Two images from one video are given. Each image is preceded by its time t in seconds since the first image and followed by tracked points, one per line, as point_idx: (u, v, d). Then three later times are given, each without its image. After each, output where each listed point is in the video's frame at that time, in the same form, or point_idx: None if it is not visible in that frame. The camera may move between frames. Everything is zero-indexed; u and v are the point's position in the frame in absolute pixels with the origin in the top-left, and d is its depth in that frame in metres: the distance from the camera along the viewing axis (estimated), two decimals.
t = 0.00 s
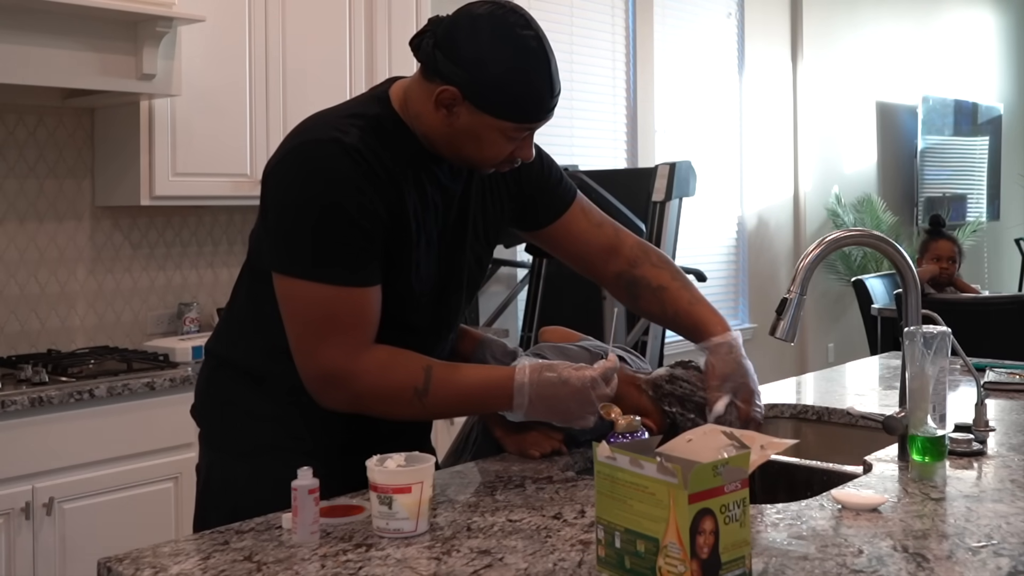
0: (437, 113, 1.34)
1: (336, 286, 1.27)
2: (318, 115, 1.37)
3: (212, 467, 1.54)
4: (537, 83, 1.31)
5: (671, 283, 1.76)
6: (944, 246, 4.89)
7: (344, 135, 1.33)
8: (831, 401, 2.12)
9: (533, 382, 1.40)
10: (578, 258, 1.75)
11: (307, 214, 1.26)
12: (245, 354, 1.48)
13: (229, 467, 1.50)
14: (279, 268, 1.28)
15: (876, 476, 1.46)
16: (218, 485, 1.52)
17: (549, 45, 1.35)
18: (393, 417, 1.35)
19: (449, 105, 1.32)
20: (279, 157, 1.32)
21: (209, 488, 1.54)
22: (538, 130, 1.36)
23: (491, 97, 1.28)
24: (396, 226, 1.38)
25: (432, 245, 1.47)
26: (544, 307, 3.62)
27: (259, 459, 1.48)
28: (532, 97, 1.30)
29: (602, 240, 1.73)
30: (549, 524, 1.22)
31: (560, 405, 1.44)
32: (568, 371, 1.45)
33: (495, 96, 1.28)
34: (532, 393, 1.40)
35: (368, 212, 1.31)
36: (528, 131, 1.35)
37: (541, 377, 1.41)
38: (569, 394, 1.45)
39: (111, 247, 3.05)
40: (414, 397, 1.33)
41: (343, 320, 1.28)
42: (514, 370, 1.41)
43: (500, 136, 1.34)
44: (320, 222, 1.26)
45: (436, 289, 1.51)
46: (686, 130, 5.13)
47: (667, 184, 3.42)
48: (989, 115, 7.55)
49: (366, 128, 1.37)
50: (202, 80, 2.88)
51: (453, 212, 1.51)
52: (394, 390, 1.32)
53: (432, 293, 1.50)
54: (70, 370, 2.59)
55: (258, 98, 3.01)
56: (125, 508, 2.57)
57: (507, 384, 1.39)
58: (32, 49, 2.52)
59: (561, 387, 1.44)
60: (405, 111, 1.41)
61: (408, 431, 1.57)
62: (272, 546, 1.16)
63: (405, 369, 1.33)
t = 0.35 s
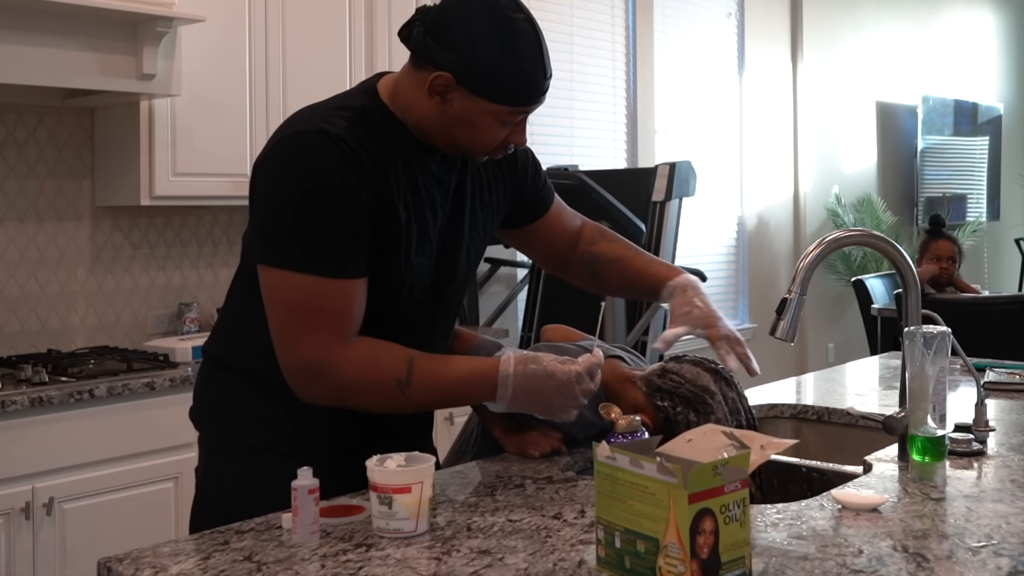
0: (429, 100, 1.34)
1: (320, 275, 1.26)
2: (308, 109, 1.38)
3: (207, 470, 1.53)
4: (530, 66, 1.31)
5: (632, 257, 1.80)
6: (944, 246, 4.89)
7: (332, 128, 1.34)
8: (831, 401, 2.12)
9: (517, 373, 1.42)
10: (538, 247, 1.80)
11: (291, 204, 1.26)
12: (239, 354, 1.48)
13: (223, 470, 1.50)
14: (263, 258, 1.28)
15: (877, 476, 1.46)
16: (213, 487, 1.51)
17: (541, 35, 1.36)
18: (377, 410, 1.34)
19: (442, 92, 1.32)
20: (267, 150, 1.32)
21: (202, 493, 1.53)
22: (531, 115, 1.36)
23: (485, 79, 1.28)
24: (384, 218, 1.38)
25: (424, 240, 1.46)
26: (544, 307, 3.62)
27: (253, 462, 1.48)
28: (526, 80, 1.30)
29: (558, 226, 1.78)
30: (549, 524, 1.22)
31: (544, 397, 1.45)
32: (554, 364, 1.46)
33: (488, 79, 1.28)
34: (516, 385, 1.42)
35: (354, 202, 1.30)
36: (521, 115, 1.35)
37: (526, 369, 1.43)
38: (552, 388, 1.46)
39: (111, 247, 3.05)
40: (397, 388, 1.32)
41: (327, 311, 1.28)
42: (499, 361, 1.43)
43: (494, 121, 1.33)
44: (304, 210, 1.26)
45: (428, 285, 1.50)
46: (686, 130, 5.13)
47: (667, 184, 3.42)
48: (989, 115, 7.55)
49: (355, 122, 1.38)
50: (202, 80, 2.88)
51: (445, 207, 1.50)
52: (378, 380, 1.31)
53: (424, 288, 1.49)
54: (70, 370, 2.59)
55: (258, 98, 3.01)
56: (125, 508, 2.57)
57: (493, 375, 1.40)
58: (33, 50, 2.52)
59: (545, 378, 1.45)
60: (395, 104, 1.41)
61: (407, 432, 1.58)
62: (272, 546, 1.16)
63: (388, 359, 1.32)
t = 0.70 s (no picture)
0: (434, 98, 1.34)
1: (308, 268, 1.26)
2: (308, 104, 1.39)
3: (200, 472, 1.52)
4: (535, 67, 1.32)
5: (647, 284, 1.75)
6: (945, 246, 4.89)
7: (330, 124, 1.34)
8: (831, 401, 2.12)
9: (495, 370, 1.40)
10: (551, 261, 1.74)
11: (283, 195, 1.26)
12: (233, 352, 1.48)
13: (216, 468, 1.50)
14: (252, 248, 1.28)
15: (876, 476, 1.46)
16: (208, 489, 1.50)
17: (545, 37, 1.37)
18: (358, 405, 1.34)
19: (448, 91, 1.32)
20: (266, 141, 1.32)
21: (196, 494, 1.52)
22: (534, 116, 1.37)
23: (491, 78, 1.29)
24: (376, 216, 1.37)
25: (417, 239, 1.46)
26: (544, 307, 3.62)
27: (247, 460, 1.48)
28: (531, 79, 1.31)
29: (575, 242, 1.73)
30: (549, 524, 1.22)
31: (521, 394, 1.44)
32: (531, 361, 1.45)
33: (495, 77, 1.29)
34: (494, 382, 1.40)
35: (348, 198, 1.30)
36: (525, 115, 1.35)
37: (505, 366, 1.41)
38: (529, 385, 1.44)
39: (111, 247, 3.05)
40: (375, 383, 1.32)
41: (314, 306, 1.27)
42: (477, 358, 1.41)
43: (497, 120, 1.33)
44: (296, 202, 1.26)
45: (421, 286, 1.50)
46: (686, 130, 5.13)
47: (667, 184, 3.42)
48: (989, 116, 7.55)
49: (354, 119, 1.38)
50: (202, 80, 2.88)
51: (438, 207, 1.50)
52: (357, 376, 1.31)
53: (416, 288, 1.49)
54: (70, 370, 2.59)
55: (258, 98, 3.01)
56: (125, 508, 2.57)
57: (470, 371, 1.38)
58: (33, 49, 2.52)
59: (522, 375, 1.43)
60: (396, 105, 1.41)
61: (405, 432, 1.58)
62: (272, 546, 1.16)
63: (368, 355, 1.31)
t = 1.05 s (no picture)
0: (409, 90, 1.34)
1: (266, 261, 1.27)
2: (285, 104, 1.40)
3: (204, 472, 1.52)
4: (509, 55, 1.32)
5: (644, 277, 1.76)
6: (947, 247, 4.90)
7: (297, 120, 1.35)
8: (831, 402, 2.12)
9: (461, 358, 1.38)
10: (539, 253, 1.76)
11: (245, 190, 1.28)
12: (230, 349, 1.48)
13: (214, 466, 1.51)
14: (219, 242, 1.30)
15: (876, 476, 1.46)
16: (210, 488, 1.51)
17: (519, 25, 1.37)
18: (319, 396, 1.33)
19: (421, 82, 1.33)
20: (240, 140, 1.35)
21: (200, 494, 1.53)
22: (511, 103, 1.36)
23: (460, 66, 1.29)
24: (345, 210, 1.38)
25: (399, 232, 1.45)
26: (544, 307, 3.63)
27: (241, 459, 1.48)
28: (503, 66, 1.31)
29: (562, 235, 1.74)
30: (549, 524, 1.22)
31: (488, 383, 1.42)
32: (498, 349, 1.43)
33: (466, 66, 1.29)
34: (458, 369, 1.38)
35: (309, 192, 1.31)
36: (501, 103, 1.35)
37: (470, 354, 1.39)
38: (495, 373, 1.42)
39: (111, 247, 3.05)
40: (334, 374, 1.31)
41: (271, 298, 1.28)
42: (443, 346, 1.39)
43: (472, 109, 1.33)
44: (254, 197, 1.28)
45: (409, 279, 1.49)
46: (686, 130, 5.13)
47: (667, 184, 3.42)
48: (989, 116, 7.56)
49: (325, 116, 1.39)
50: (202, 80, 2.88)
51: (423, 201, 1.49)
52: (315, 366, 1.30)
53: (402, 282, 1.48)
54: (70, 370, 2.59)
55: (258, 98, 3.01)
56: (124, 508, 2.57)
57: (434, 359, 1.36)
58: (33, 49, 2.52)
59: (488, 363, 1.41)
60: (376, 101, 1.42)
61: (406, 432, 1.58)
62: (272, 546, 1.16)
63: (326, 344, 1.31)
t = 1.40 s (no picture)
0: (401, 97, 1.34)
1: (253, 262, 1.27)
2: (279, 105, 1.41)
3: (202, 469, 1.53)
4: (501, 65, 1.31)
5: (643, 307, 1.70)
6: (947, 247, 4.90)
7: (287, 122, 1.35)
8: (831, 402, 2.12)
9: (446, 359, 1.37)
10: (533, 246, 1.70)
11: (233, 192, 1.29)
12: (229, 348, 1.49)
13: (210, 463, 1.51)
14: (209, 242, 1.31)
15: (876, 476, 1.46)
16: (208, 486, 1.51)
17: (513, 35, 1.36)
18: (305, 395, 1.34)
19: (412, 90, 1.33)
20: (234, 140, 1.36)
21: (198, 491, 1.53)
22: (502, 114, 1.35)
23: (449, 77, 1.28)
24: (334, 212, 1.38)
25: (392, 235, 1.45)
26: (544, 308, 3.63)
27: (239, 457, 1.49)
28: (493, 79, 1.30)
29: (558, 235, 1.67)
30: (549, 524, 1.22)
31: (475, 386, 1.40)
32: (485, 352, 1.41)
33: (454, 77, 1.28)
34: (444, 370, 1.37)
35: (296, 194, 1.31)
36: (491, 114, 1.34)
37: (455, 355, 1.38)
38: (481, 376, 1.40)
39: (111, 247, 3.05)
40: (320, 373, 1.32)
41: (257, 299, 1.28)
42: (428, 348, 1.38)
43: (461, 119, 1.33)
44: (242, 198, 1.28)
45: (404, 282, 1.48)
46: (686, 130, 5.13)
47: (667, 184, 3.43)
48: (989, 115, 7.56)
49: (317, 116, 1.39)
50: (202, 80, 2.88)
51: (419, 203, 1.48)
52: (301, 366, 1.31)
53: (396, 285, 1.47)
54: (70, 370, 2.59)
55: (258, 98, 3.01)
56: (125, 508, 2.57)
57: (420, 360, 1.36)
58: (34, 49, 2.52)
59: (474, 364, 1.39)
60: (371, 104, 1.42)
61: (406, 431, 1.58)
62: (272, 546, 1.16)
63: (312, 345, 1.32)
